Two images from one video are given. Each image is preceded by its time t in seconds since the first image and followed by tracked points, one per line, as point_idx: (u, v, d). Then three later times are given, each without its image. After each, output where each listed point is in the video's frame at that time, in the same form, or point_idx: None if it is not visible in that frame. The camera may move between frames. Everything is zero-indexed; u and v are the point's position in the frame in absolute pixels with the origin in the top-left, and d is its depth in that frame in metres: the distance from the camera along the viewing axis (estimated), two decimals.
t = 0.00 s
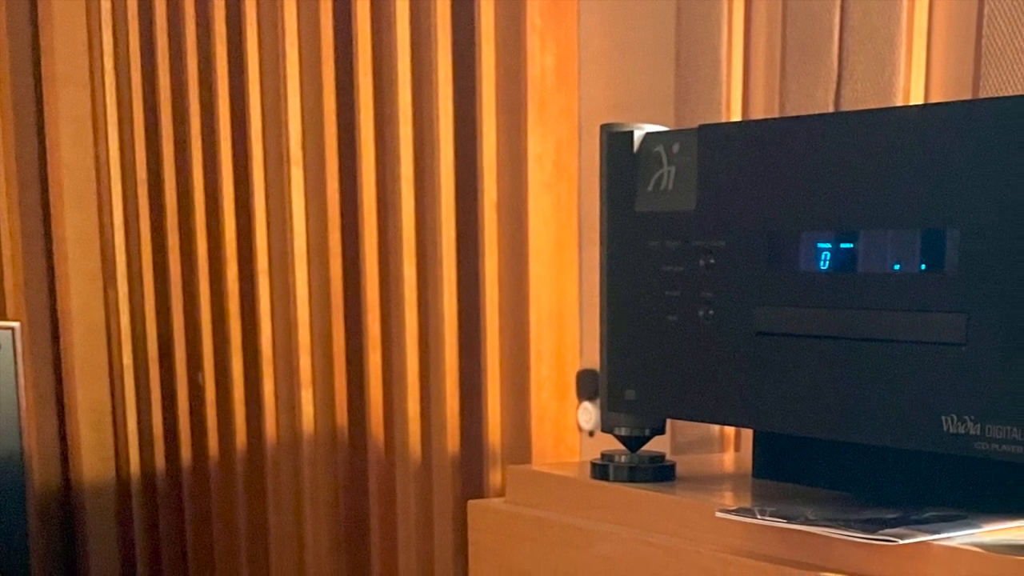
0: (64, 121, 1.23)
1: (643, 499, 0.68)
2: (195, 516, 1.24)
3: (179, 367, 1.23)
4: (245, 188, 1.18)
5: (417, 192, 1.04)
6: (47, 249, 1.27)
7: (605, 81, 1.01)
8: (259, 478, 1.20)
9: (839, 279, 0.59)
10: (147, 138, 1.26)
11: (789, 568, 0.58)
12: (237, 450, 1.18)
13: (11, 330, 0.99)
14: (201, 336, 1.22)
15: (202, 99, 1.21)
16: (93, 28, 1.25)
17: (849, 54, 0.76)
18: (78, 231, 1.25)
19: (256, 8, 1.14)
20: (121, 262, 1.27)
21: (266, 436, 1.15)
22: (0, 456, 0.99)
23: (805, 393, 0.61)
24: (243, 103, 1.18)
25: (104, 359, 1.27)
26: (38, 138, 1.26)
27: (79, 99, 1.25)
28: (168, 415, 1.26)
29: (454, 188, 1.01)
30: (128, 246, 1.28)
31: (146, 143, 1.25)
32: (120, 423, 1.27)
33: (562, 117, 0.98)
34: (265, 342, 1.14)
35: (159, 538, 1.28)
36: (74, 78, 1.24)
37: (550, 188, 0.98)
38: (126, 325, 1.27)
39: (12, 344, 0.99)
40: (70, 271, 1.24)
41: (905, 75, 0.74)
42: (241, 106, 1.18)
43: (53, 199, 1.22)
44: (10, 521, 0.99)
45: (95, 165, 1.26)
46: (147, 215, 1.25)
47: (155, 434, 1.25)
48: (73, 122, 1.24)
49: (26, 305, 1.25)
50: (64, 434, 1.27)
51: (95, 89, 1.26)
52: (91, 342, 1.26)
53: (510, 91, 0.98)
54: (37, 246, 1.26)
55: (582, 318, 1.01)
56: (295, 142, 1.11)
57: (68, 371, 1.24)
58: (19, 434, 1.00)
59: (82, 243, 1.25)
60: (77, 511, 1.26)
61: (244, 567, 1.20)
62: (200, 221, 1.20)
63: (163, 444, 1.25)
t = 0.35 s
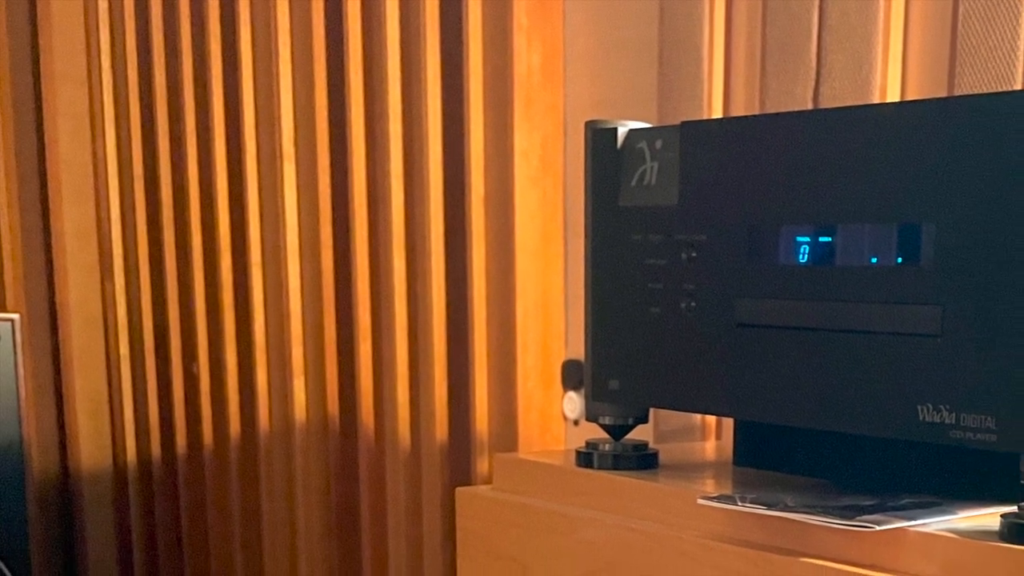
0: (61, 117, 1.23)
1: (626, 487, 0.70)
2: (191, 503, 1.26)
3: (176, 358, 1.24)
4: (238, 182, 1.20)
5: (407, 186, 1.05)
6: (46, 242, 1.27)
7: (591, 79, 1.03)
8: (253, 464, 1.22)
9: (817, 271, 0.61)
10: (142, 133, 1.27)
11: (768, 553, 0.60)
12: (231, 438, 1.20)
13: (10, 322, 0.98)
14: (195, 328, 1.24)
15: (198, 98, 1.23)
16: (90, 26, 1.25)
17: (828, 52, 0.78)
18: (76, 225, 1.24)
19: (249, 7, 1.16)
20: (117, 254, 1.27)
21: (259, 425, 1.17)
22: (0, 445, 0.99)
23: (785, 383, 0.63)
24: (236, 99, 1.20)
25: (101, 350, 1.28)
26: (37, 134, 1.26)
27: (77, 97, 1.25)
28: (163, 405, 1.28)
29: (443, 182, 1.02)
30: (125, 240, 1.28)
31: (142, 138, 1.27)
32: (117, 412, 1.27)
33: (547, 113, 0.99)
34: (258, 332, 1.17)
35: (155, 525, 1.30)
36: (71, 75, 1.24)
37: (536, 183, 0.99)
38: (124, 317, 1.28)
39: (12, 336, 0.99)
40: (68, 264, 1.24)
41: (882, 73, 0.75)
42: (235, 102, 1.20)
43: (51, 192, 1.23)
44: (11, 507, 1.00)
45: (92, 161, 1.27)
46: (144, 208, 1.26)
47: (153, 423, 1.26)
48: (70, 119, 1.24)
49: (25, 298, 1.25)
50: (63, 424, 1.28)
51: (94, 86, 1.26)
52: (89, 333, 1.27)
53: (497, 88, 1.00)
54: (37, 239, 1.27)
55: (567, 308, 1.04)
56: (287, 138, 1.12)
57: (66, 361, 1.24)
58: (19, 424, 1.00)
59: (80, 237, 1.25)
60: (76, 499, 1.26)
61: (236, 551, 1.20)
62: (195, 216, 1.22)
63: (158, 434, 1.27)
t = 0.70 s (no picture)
0: (60, 115, 1.29)
1: (610, 474, 0.71)
2: (185, 491, 1.31)
3: (169, 348, 1.31)
4: (232, 178, 1.24)
5: (396, 181, 1.06)
6: (44, 236, 1.33)
7: (574, 75, 1.04)
8: (246, 454, 1.26)
9: (796, 264, 0.63)
10: (139, 131, 1.33)
11: (747, 539, 0.61)
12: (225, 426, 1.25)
13: (11, 314, 1.01)
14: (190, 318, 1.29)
15: (192, 94, 1.27)
16: (88, 27, 1.32)
17: (806, 51, 0.79)
18: (74, 219, 1.31)
19: (243, 7, 1.18)
20: (115, 250, 1.34)
21: (253, 414, 1.20)
22: None
23: (764, 373, 0.65)
24: (229, 97, 1.23)
25: (98, 341, 1.35)
26: (36, 131, 1.32)
27: (74, 95, 1.31)
28: (159, 394, 1.35)
29: (431, 178, 1.04)
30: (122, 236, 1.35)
31: (138, 136, 1.33)
32: (114, 401, 1.35)
33: (533, 111, 1.01)
34: (251, 324, 1.19)
35: (151, 509, 1.36)
36: (70, 74, 1.30)
37: (522, 177, 1.01)
38: (120, 308, 1.34)
39: (12, 327, 1.01)
40: (65, 256, 1.30)
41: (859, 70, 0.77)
42: (228, 99, 1.24)
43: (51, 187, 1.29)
44: (10, 494, 1.02)
45: (89, 157, 1.33)
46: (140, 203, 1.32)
47: (147, 412, 1.33)
48: (69, 116, 1.30)
49: (24, 290, 1.31)
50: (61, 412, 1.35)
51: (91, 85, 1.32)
52: (87, 323, 1.33)
53: (485, 86, 1.01)
54: (37, 233, 1.33)
55: (552, 303, 1.05)
56: (279, 135, 1.14)
57: (65, 352, 1.31)
58: (18, 412, 1.02)
59: (77, 230, 1.32)
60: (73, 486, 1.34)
61: (230, 535, 1.26)
62: (189, 209, 1.27)
63: (153, 421, 1.33)
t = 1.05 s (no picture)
0: (59, 113, 1.32)
1: (594, 462, 0.73)
2: (181, 478, 1.33)
3: (166, 341, 1.33)
4: (226, 173, 1.25)
5: (387, 176, 1.07)
6: (43, 231, 1.36)
7: (560, 75, 1.04)
8: (239, 442, 1.28)
9: (776, 258, 0.64)
10: (136, 128, 1.35)
11: (728, 525, 0.63)
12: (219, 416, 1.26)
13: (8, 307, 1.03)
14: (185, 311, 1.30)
15: (187, 93, 1.29)
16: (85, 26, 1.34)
17: (786, 50, 0.81)
18: (72, 214, 1.34)
19: (237, 7, 1.20)
20: (111, 244, 1.36)
21: (246, 404, 1.22)
22: None
23: (744, 363, 0.67)
24: (224, 94, 1.25)
25: (96, 333, 1.37)
26: (35, 128, 1.34)
27: (72, 92, 1.33)
28: (155, 384, 1.37)
29: (420, 173, 1.05)
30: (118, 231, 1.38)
31: (135, 133, 1.35)
32: (111, 391, 1.37)
33: (520, 108, 1.02)
34: (245, 317, 1.21)
35: (147, 498, 1.38)
36: (68, 73, 1.32)
37: (509, 174, 1.02)
38: (117, 302, 1.36)
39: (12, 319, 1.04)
40: (64, 250, 1.33)
41: (837, 69, 0.79)
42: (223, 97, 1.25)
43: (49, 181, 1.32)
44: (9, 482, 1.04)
45: (87, 153, 1.36)
46: (136, 199, 1.34)
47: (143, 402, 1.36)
48: (67, 113, 1.32)
49: (24, 282, 1.34)
50: (60, 402, 1.37)
51: (89, 82, 1.35)
52: (84, 316, 1.35)
53: (472, 84, 1.02)
54: (36, 228, 1.35)
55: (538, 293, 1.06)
56: (272, 132, 1.15)
57: (64, 344, 1.33)
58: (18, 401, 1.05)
59: (75, 225, 1.34)
60: (71, 474, 1.36)
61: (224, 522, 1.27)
62: (185, 205, 1.28)
63: (150, 411, 1.36)
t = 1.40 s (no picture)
0: (57, 109, 1.31)
1: (580, 451, 0.75)
2: (177, 466, 1.36)
3: (162, 330, 1.35)
4: (220, 170, 1.27)
5: (377, 172, 1.09)
6: (42, 225, 1.36)
7: (546, 72, 1.06)
8: (234, 432, 1.30)
9: (756, 251, 0.66)
10: (132, 125, 1.37)
11: (711, 512, 0.65)
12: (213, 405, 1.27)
13: (11, 298, 1.03)
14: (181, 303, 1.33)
15: (183, 90, 1.30)
16: (84, 24, 1.35)
17: (767, 49, 0.84)
18: (71, 210, 1.34)
19: (231, 6, 1.21)
20: (109, 237, 1.38)
21: (240, 394, 1.23)
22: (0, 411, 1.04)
23: (726, 354, 0.68)
24: (219, 93, 1.26)
25: (93, 326, 1.37)
26: (35, 125, 1.34)
27: (70, 90, 1.33)
28: (151, 373, 1.39)
29: (410, 171, 1.06)
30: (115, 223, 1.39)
31: (131, 129, 1.36)
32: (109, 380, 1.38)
33: (507, 105, 1.04)
34: (238, 309, 1.23)
35: (143, 486, 1.41)
36: (66, 71, 1.32)
37: (496, 169, 1.03)
38: (114, 294, 1.38)
39: (12, 310, 1.03)
40: (63, 244, 1.33)
41: (817, 68, 0.81)
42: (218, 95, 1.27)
43: (48, 178, 1.33)
44: (10, 470, 1.04)
45: (86, 151, 1.36)
46: (133, 194, 1.36)
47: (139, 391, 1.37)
48: (65, 111, 1.32)
49: (24, 275, 1.34)
50: (58, 392, 1.37)
51: (87, 80, 1.36)
52: (83, 309, 1.35)
53: (461, 82, 1.04)
54: (35, 222, 1.35)
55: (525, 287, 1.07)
56: (266, 129, 1.17)
57: (62, 335, 1.33)
58: (17, 391, 1.04)
59: (74, 220, 1.35)
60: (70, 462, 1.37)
61: (217, 508, 1.30)
62: (181, 200, 1.31)
63: (147, 401, 1.38)
